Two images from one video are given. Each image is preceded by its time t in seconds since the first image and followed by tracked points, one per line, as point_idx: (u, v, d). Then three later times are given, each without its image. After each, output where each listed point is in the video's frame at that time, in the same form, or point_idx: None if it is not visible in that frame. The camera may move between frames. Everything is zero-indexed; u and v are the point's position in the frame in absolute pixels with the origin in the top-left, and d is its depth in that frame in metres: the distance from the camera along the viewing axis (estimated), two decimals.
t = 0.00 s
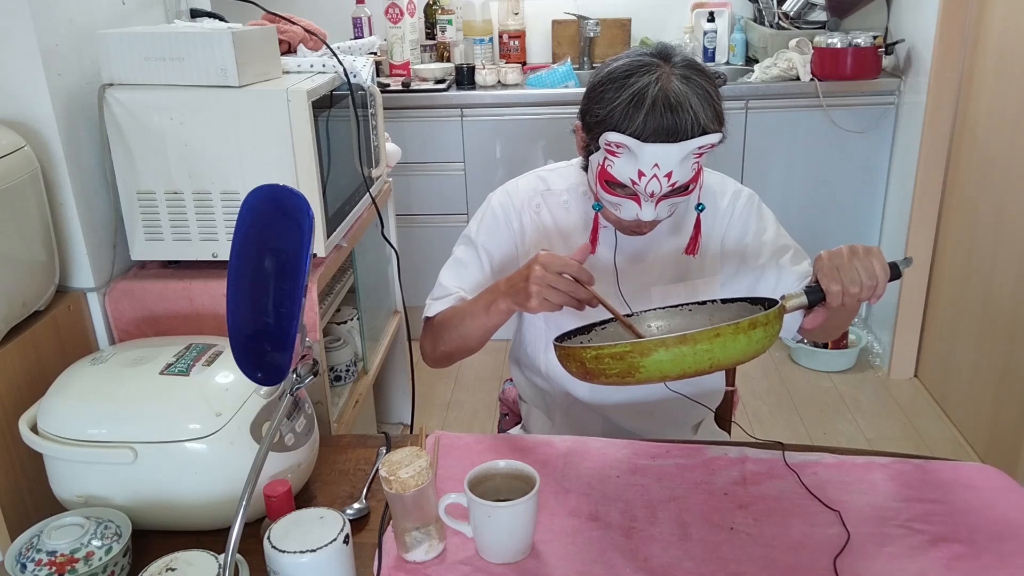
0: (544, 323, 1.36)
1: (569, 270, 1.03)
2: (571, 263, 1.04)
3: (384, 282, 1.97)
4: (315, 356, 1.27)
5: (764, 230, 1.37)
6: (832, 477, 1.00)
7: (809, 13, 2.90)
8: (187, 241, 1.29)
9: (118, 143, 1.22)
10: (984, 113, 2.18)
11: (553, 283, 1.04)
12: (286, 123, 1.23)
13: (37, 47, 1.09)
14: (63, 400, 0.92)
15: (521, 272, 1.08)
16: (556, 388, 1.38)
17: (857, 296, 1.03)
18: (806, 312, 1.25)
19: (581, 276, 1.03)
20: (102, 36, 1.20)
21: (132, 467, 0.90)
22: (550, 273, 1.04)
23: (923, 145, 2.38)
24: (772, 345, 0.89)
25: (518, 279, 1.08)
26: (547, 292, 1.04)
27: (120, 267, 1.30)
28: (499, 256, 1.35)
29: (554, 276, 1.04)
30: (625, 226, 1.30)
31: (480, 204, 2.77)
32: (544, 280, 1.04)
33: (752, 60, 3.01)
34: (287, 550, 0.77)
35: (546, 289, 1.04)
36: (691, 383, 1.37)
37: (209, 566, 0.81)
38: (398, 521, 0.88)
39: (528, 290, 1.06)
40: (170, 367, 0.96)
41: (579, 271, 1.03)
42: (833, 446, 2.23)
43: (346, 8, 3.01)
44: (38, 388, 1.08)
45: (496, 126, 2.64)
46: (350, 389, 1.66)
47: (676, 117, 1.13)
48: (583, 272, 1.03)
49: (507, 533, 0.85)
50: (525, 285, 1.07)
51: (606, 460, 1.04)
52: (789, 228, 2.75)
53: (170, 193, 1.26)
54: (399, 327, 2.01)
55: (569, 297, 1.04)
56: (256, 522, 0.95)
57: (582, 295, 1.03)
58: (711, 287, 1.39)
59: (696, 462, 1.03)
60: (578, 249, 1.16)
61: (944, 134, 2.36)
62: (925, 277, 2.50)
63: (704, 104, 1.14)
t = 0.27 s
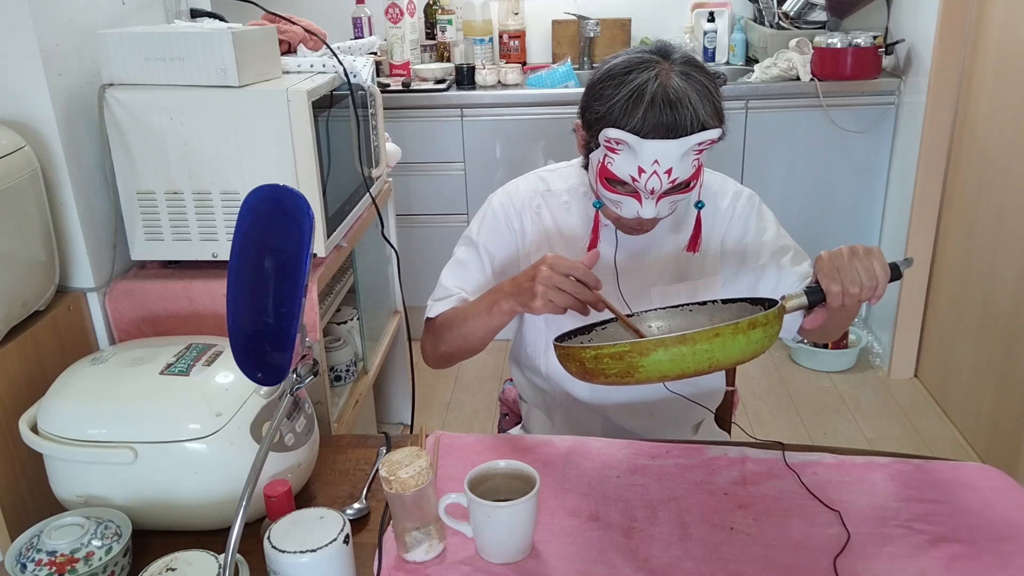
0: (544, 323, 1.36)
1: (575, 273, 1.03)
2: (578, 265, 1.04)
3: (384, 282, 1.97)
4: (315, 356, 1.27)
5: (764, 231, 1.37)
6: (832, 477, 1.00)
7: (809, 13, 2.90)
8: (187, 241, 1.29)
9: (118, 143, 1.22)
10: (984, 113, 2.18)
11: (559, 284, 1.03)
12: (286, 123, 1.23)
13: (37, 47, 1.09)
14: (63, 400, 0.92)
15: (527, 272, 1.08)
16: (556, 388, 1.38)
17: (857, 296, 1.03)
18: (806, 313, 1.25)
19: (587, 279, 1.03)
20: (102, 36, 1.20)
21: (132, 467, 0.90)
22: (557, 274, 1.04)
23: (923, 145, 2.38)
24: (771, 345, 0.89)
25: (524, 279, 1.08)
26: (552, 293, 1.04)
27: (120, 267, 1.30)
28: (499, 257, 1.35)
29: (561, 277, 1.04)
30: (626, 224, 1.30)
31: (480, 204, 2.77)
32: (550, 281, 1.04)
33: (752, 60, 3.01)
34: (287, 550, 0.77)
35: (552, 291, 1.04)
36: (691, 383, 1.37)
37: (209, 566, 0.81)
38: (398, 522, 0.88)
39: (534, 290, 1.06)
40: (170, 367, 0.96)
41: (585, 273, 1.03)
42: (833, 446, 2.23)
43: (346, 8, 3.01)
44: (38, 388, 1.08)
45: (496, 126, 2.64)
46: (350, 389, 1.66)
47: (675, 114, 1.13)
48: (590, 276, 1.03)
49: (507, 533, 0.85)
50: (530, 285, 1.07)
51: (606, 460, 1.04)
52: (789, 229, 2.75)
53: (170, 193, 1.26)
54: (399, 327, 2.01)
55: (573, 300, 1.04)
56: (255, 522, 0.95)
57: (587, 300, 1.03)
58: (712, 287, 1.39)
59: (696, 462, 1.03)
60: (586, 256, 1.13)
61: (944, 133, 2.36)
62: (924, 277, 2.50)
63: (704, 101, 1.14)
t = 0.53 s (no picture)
0: (544, 323, 1.36)
1: (577, 272, 1.04)
2: (580, 265, 1.05)
3: (384, 282, 1.97)
4: (316, 356, 1.27)
5: (764, 231, 1.37)
6: (832, 477, 1.00)
7: (809, 13, 2.90)
8: (187, 241, 1.29)
9: (118, 143, 1.22)
10: (984, 113, 2.18)
11: (560, 281, 1.04)
12: (286, 122, 1.23)
13: (37, 47, 1.09)
14: (63, 400, 0.92)
15: (529, 270, 1.09)
16: (556, 388, 1.38)
17: (856, 296, 1.03)
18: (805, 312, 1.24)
19: (588, 278, 1.04)
20: (102, 36, 1.20)
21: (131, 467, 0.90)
22: (559, 272, 1.04)
23: (923, 145, 2.38)
24: (769, 344, 0.89)
25: (524, 277, 1.09)
26: (552, 290, 1.04)
27: (121, 266, 1.30)
28: (499, 256, 1.35)
29: (562, 274, 1.04)
30: (626, 223, 1.29)
31: (479, 204, 2.77)
32: (551, 278, 1.04)
33: (752, 60, 3.01)
34: (287, 550, 0.77)
35: (551, 288, 1.04)
36: (691, 383, 1.37)
37: (209, 566, 0.81)
38: (398, 522, 0.88)
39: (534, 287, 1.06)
40: (170, 367, 0.96)
41: (588, 274, 1.04)
42: (833, 446, 2.23)
43: (346, 8, 3.01)
44: (38, 388, 1.08)
45: (496, 126, 2.64)
46: (350, 389, 1.66)
47: (674, 114, 1.13)
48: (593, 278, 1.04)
49: (507, 533, 0.85)
50: (530, 283, 1.07)
51: (606, 460, 1.04)
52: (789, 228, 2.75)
53: (170, 193, 1.26)
54: (399, 327, 2.01)
55: (572, 299, 1.03)
56: (255, 522, 0.95)
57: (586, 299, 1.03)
58: (712, 287, 1.39)
59: (696, 462, 1.03)
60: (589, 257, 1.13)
61: (944, 133, 2.36)
62: (925, 277, 2.50)
63: (703, 101, 1.14)
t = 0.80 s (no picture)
0: (544, 322, 1.36)
1: (571, 268, 1.04)
2: (575, 261, 1.05)
3: (384, 281, 1.97)
4: (315, 356, 1.27)
5: (765, 230, 1.36)
6: (832, 477, 1.00)
7: (809, 13, 2.90)
8: (187, 241, 1.28)
9: (118, 143, 1.22)
10: (984, 113, 2.18)
11: (553, 277, 1.04)
12: (286, 123, 1.23)
13: (37, 47, 1.09)
14: (63, 400, 0.92)
15: (522, 266, 1.09)
16: (556, 388, 1.38)
17: (856, 293, 1.03)
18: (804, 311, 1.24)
19: (583, 275, 1.04)
20: (102, 36, 1.20)
21: (131, 467, 0.90)
22: (553, 268, 1.05)
23: (923, 144, 2.38)
24: (768, 341, 0.89)
25: (517, 274, 1.09)
26: (545, 285, 1.04)
27: (121, 267, 1.30)
28: (498, 255, 1.35)
29: (556, 269, 1.04)
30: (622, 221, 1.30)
31: (479, 204, 2.77)
32: (545, 273, 1.04)
33: (752, 59, 3.01)
34: (287, 550, 0.77)
35: (545, 282, 1.04)
36: (691, 383, 1.37)
37: (210, 566, 0.81)
38: (398, 522, 0.88)
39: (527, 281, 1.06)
40: (170, 367, 0.96)
41: (582, 271, 1.04)
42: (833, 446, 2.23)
43: (346, 8, 3.01)
44: (38, 388, 1.08)
45: (496, 126, 2.64)
46: (350, 389, 1.66)
47: (670, 115, 1.13)
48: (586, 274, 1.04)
49: (507, 533, 0.85)
50: (524, 277, 1.07)
51: (606, 460, 1.04)
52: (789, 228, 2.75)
53: (170, 193, 1.26)
54: (398, 326, 2.01)
55: (566, 295, 1.04)
56: (256, 522, 0.95)
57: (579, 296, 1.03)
58: (712, 286, 1.39)
59: (697, 462, 1.03)
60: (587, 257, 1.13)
61: (944, 133, 2.36)
62: (925, 277, 2.50)
63: (700, 103, 1.14)
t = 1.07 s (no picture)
0: (544, 323, 1.36)
1: (575, 270, 1.04)
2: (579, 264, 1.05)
3: (384, 281, 1.97)
4: (315, 356, 1.27)
5: (765, 230, 1.36)
6: (832, 477, 1.00)
7: (809, 13, 2.90)
8: (187, 241, 1.28)
9: (118, 143, 1.22)
10: (984, 113, 2.18)
11: (557, 280, 1.04)
12: (286, 123, 1.23)
13: (37, 47, 1.09)
14: (63, 400, 0.92)
15: (526, 269, 1.09)
16: (556, 388, 1.38)
17: (855, 292, 1.03)
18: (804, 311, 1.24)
19: (586, 277, 1.03)
20: (102, 36, 1.20)
21: (131, 467, 0.90)
22: (557, 270, 1.04)
23: (923, 144, 2.38)
24: (766, 340, 0.88)
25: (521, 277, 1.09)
26: (549, 289, 1.04)
27: (121, 266, 1.30)
28: (499, 255, 1.35)
29: (560, 272, 1.04)
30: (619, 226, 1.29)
31: (479, 204, 2.77)
32: (549, 276, 1.05)
33: (752, 59, 3.01)
34: (287, 550, 0.77)
35: (549, 285, 1.04)
36: (691, 383, 1.37)
37: (209, 566, 0.81)
38: (398, 521, 0.88)
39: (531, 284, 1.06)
40: (170, 367, 0.96)
41: (586, 272, 1.04)
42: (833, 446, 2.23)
43: (346, 8, 3.01)
44: (38, 388, 1.08)
45: (496, 126, 2.64)
46: (350, 389, 1.66)
47: (661, 118, 1.13)
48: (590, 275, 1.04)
49: (507, 533, 0.85)
50: (528, 281, 1.07)
51: (606, 461, 1.04)
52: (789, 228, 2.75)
53: (170, 192, 1.26)
54: (399, 327, 2.01)
55: (570, 296, 1.04)
56: (255, 522, 0.95)
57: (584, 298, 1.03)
58: (712, 286, 1.39)
59: (697, 462, 1.03)
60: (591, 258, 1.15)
61: (944, 133, 2.36)
62: (925, 277, 2.50)
63: (692, 105, 1.14)
